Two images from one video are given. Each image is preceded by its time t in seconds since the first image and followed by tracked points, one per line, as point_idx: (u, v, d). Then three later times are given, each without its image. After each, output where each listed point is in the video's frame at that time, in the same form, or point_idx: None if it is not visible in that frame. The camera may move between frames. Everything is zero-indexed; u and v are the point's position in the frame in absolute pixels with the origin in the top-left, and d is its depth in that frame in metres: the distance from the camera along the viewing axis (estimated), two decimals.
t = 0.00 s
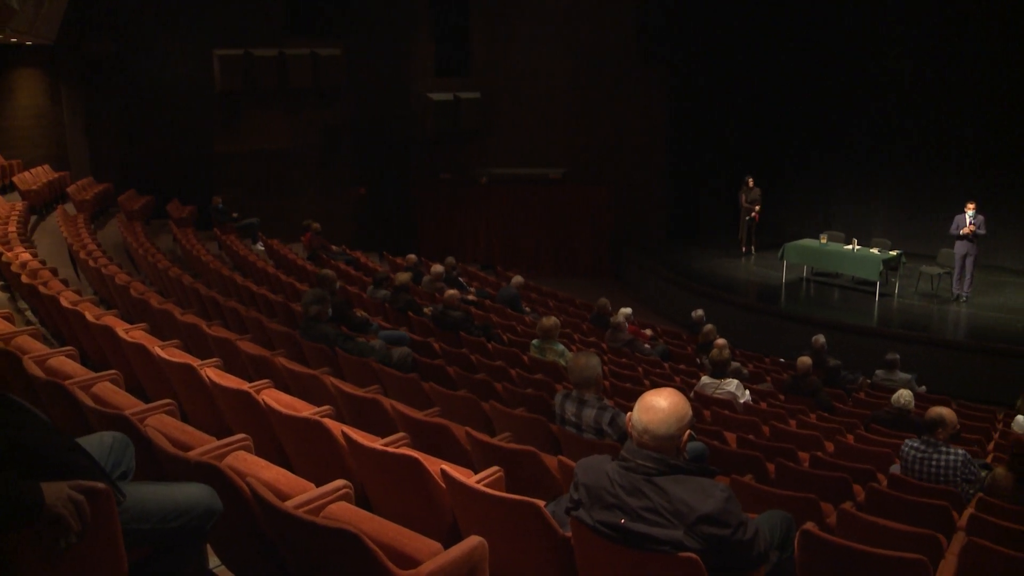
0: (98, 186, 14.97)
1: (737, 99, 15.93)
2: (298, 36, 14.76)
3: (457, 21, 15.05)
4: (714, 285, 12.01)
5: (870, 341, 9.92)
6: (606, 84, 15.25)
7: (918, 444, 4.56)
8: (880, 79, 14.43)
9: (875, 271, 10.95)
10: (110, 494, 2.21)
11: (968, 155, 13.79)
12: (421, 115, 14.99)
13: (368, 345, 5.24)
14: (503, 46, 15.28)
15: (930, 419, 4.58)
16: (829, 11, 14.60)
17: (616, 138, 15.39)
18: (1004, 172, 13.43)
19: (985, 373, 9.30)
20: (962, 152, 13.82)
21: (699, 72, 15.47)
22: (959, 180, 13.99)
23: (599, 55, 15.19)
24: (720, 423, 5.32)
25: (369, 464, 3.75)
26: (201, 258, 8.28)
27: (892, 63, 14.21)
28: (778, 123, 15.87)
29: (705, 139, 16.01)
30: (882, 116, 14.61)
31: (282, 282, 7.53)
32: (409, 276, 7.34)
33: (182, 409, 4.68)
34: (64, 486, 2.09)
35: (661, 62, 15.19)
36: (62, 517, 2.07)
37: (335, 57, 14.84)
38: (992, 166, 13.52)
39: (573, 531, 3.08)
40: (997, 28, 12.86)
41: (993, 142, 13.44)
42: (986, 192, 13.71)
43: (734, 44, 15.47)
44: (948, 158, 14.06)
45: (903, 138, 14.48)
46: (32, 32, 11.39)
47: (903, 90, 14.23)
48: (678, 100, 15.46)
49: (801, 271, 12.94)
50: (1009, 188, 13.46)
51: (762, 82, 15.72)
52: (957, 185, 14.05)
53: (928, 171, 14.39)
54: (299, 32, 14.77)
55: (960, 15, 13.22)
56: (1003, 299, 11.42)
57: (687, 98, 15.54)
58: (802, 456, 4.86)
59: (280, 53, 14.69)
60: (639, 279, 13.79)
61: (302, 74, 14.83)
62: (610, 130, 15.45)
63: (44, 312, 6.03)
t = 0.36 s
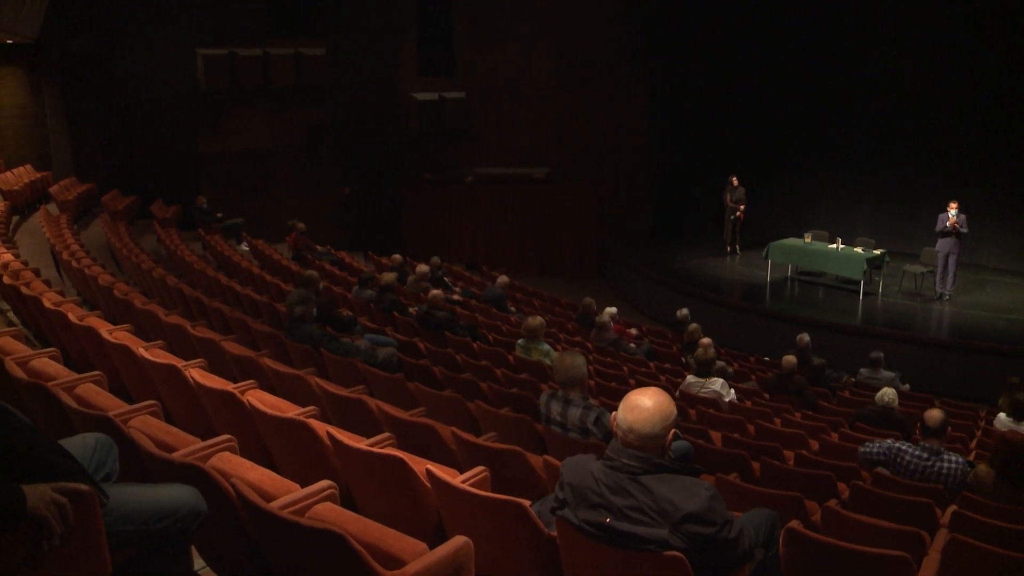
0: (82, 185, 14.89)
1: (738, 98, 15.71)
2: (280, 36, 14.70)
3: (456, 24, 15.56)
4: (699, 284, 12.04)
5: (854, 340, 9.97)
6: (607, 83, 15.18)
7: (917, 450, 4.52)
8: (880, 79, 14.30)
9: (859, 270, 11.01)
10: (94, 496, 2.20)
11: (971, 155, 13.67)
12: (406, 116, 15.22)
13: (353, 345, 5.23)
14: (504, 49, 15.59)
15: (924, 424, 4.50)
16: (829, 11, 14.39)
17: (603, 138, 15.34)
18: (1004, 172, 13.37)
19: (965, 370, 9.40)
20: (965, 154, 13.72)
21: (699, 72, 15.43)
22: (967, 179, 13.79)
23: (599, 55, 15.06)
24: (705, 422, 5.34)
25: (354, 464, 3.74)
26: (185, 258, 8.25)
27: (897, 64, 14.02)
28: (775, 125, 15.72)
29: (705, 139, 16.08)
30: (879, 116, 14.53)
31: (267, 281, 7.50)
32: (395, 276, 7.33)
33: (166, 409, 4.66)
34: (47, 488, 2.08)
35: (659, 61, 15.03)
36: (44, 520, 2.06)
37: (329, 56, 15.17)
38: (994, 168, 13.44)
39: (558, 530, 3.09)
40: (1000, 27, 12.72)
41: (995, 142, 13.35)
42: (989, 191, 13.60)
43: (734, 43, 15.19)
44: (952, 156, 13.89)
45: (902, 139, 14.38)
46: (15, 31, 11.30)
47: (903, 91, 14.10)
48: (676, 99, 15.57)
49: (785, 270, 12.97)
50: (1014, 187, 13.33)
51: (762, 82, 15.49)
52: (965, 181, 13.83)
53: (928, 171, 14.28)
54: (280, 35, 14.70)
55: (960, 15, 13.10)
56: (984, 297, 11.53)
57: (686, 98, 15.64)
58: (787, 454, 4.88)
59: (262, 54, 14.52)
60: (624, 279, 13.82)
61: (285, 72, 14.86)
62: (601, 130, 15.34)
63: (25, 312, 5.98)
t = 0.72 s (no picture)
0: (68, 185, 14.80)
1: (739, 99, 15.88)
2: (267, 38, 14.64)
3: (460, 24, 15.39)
4: (686, 283, 12.06)
5: (840, 339, 10.01)
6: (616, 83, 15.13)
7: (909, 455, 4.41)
8: (881, 79, 14.26)
9: (845, 269, 11.05)
10: (78, 498, 2.18)
11: (972, 157, 13.57)
12: (394, 115, 14.78)
13: (340, 345, 5.22)
14: (505, 48, 15.49)
15: (918, 428, 4.38)
16: (829, 11, 14.40)
17: (592, 137, 15.33)
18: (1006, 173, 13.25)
19: (947, 368, 9.48)
20: (966, 153, 13.61)
21: (699, 72, 15.62)
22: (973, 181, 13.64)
23: (599, 55, 14.95)
24: (691, 421, 5.35)
25: (341, 464, 3.74)
26: (171, 260, 8.21)
27: (897, 65, 13.97)
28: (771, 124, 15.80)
29: (705, 139, 16.21)
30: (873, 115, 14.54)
31: (254, 282, 7.47)
32: (382, 276, 7.32)
33: (152, 410, 4.64)
34: (30, 489, 2.08)
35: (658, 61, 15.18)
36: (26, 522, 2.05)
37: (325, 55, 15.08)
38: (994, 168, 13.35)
39: (546, 530, 3.09)
40: (1001, 27, 12.65)
41: (996, 142, 13.21)
42: (993, 189, 13.46)
43: (734, 43, 15.45)
44: (966, 157, 13.62)
45: (901, 138, 14.34)
46: None
47: (903, 91, 14.06)
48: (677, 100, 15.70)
49: (772, 269, 13.00)
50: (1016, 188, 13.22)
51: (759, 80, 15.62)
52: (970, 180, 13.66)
53: (928, 171, 14.19)
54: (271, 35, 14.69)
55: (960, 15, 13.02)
56: (968, 295, 11.60)
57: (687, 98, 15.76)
58: (774, 453, 4.89)
59: (248, 54, 14.35)
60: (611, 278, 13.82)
61: (273, 72, 14.54)
62: (590, 129, 15.30)
63: (9, 314, 5.93)
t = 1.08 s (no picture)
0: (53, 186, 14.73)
1: (738, 99, 15.81)
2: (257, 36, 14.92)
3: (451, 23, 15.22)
4: (672, 283, 12.08)
5: (826, 338, 10.05)
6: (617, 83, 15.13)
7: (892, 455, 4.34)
8: (880, 78, 14.14)
9: (830, 269, 11.09)
10: (61, 500, 2.17)
11: (972, 156, 13.49)
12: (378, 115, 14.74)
13: (326, 345, 5.21)
14: (503, 48, 15.30)
15: (904, 428, 4.33)
16: (829, 11, 14.33)
17: (581, 138, 15.34)
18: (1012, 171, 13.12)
19: (932, 367, 9.53)
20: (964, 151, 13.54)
21: (698, 72, 15.59)
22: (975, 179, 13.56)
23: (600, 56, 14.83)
24: (678, 421, 5.35)
25: (326, 465, 3.73)
26: (157, 261, 8.18)
27: (897, 66, 13.88)
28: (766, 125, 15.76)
29: (704, 139, 16.21)
30: (864, 115, 14.55)
31: (239, 283, 7.45)
32: (367, 276, 7.30)
33: (137, 411, 4.61)
34: (14, 493, 2.06)
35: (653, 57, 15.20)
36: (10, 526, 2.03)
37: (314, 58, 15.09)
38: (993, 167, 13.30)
39: (532, 530, 3.09)
40: (1004, 26, 12.60)
41: (996, 143, 13.17)
42: (993, 189, 13.41)
43: (734, 44, 15.40)
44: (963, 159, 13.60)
45: (894, 140, 14.34)
46: None
47: (903, 90, 13.94)
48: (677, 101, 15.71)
49: (758, 268, 13.04)
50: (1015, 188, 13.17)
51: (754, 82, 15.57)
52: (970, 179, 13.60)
53: (928, 171, 14.08)
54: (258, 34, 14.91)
55: (960, 15, 12.97)
56: (951, 294, 11.69)
57: (686, 99, 15.75)
58: (759, 452, 4.90)
59: (235, 54, 14.71)
60: (598, 278, 13.82)
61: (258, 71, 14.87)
62: (580, 130, 15.30)
63: None
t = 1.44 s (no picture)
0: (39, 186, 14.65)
1: (738, 99, 15.76)
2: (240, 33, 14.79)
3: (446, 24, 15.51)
4: (658, 282, 12.11)
5: (811, 337, 10.09)
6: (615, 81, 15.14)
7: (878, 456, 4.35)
8: (876, 79, 14.12)
9: (816, 268, 11.14)
10: (44, 503, 2.16)
11: (972, 156, 13.45)
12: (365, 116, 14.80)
13: (312, 345, 5.20)
14: (503, 49, 15.43)
15: (890, 429, 4.35)
16: (829, 11, 14.24)
17: (571, 137, 15.34)
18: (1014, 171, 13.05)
19: (917, 365, 9.58)
20: (961, 151, 13.53)
21: (699, 72, 15.60)
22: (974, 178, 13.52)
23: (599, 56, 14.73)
24: (664, 420, 5.36)
25: (312, 465, 3.72)
26: (141, 262, 8.16)
27: (892, 66, 13.86)
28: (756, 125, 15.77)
29: (704, 139, 16.26)
30: (854, 115, 14.59)
31: (225, 284, 7.41)
32: (353, 276, 7.28)
33: (122, 412, 4.59)
34: None
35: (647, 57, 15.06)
36: None
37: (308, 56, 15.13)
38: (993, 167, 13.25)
39: (519, 531, 3.09)
40: (1006, 26, 12.50)
41: (996, 143, 13.12)
42: (991, 189, 13.37)
43: (734, 44, 15.33)
44: (959, 159, 13.60)
45: (885, 140, 14.36)
46: None
47: (900, 90, 13.90)
48: (677, 101, 15.77)
49: (743, 267, 13.08)
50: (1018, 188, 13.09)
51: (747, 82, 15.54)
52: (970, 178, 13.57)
53: (928, 170, 14.03)
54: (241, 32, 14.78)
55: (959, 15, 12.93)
56: (935, 292, 11.77)
57: (686, 99, 15.81)
58: (745, 450, 4.91)
59: (218, 54, 14.52)
60: (584, 278, 13.82)
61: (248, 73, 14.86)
62: (571, 129, 15.30)
63: None
